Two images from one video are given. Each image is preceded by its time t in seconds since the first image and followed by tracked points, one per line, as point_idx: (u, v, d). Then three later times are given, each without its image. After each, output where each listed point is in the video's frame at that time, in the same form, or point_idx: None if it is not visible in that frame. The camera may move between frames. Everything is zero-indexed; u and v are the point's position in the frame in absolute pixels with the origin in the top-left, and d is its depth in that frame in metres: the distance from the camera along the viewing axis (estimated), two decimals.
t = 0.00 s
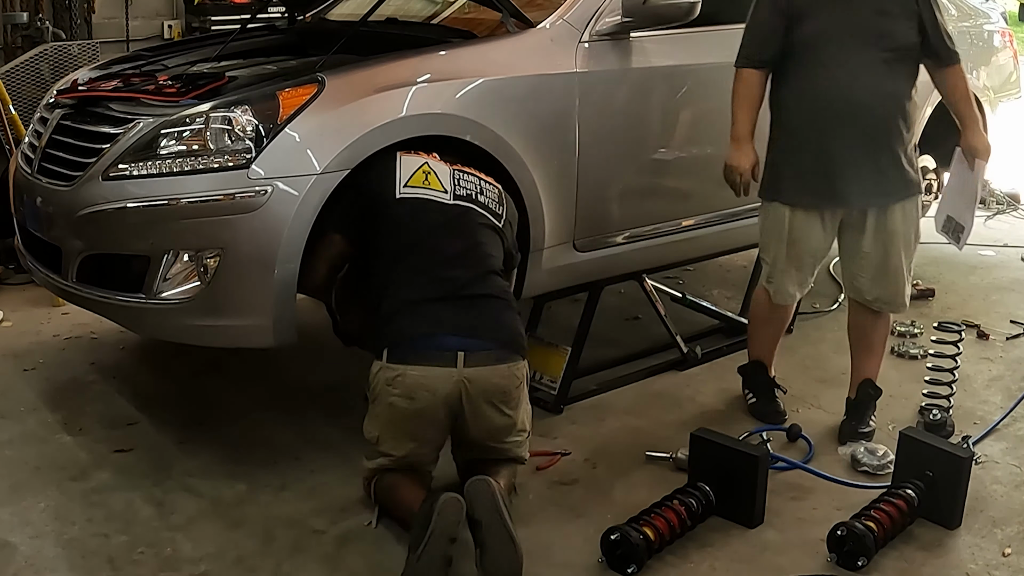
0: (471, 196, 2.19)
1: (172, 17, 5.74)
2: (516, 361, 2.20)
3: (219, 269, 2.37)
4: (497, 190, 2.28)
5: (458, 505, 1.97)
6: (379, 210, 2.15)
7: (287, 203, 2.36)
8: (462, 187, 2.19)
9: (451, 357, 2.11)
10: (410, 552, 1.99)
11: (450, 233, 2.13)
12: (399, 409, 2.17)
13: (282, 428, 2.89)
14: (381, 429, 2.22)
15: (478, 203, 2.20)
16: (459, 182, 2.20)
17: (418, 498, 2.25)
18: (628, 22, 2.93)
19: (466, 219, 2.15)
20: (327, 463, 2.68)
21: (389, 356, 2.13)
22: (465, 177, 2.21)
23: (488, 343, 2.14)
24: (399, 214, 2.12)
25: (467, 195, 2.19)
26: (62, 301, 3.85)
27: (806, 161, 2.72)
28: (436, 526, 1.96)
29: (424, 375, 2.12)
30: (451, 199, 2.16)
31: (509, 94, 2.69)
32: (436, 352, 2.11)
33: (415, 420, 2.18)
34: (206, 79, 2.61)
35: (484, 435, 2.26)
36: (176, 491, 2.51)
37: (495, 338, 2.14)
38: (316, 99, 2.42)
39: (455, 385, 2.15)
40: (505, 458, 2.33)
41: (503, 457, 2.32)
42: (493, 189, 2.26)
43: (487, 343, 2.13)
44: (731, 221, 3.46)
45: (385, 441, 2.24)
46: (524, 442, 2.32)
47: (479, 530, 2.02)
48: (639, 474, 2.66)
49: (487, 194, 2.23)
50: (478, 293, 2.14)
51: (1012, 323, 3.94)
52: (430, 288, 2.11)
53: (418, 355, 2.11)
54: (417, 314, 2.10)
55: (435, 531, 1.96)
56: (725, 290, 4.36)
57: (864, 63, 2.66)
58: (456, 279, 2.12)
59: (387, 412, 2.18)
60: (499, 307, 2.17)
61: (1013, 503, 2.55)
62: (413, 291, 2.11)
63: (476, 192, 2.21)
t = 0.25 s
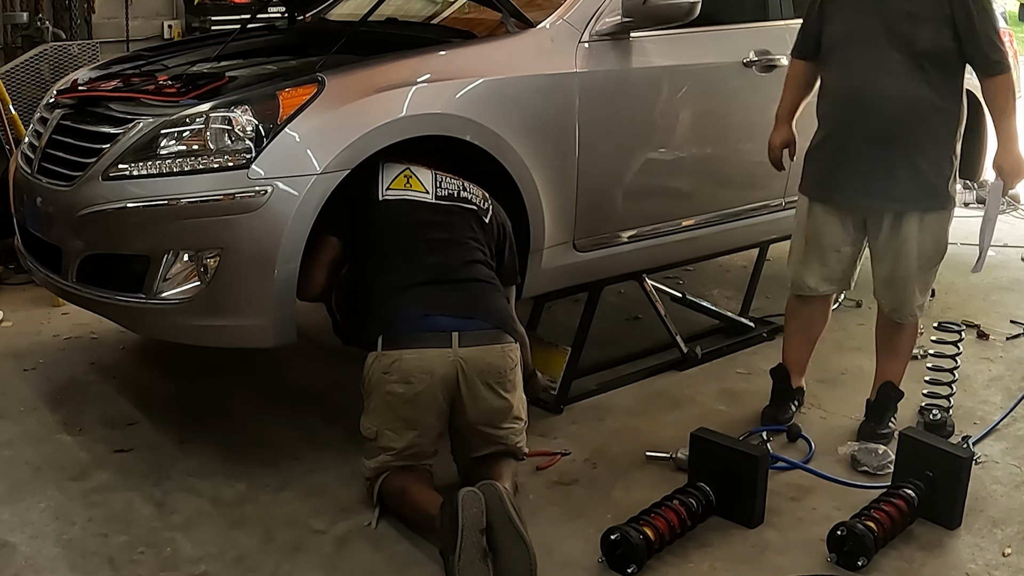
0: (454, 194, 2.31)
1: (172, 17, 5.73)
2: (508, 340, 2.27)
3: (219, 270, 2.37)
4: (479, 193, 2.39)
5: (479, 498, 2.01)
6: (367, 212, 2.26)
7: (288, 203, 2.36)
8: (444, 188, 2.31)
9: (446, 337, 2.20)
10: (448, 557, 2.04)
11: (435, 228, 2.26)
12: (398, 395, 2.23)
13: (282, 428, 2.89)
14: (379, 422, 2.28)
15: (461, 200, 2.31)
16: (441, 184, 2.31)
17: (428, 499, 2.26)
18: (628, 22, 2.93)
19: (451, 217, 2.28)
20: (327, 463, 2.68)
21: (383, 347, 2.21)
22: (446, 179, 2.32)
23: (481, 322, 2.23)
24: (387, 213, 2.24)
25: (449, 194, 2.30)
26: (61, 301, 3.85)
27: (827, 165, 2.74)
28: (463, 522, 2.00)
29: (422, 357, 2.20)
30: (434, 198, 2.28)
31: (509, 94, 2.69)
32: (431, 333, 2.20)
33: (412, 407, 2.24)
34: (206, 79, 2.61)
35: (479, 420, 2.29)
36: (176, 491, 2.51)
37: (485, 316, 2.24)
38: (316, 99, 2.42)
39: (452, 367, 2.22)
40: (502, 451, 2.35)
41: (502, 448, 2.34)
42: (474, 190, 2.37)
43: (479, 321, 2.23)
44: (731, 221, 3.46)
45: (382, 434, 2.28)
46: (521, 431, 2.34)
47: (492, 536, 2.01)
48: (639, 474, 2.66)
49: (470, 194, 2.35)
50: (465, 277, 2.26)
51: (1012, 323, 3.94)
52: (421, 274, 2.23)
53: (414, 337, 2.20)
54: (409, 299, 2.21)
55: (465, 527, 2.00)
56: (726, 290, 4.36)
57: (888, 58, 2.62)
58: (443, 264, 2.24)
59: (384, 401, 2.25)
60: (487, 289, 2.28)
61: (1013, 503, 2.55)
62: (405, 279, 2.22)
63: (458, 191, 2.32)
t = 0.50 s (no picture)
0: (465, 188, 2.28)
1: (172, 17, 5.73)
2: (509, 342, 2.27)
3: (219, 269, 2.37)
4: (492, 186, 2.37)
5: (466, 497, 1.98)
6: (374, 200, 2.24)
7: (288, 203, 2.36)
8: (456, 181, 2.28)
9: (445, 339, 2.20)
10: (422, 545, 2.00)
11: (440, 224, 2.23)
12: (399, 394, 2.23)
13: (282, 428, 2.89)
14: (380, 422, 2.28)
15: (471, 195, 2.29)
16: (453, 177, 2.28)
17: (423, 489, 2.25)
18: (628, 22, 2.93)
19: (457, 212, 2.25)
20: (327, 463, 2.68)
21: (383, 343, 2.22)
22: (459, 173, 2.29)
23: (481, 323, 2.22)
24: (394, 203, 2.22)
25: (461, 189, 2.27)
26: (61, 301, 3.85)
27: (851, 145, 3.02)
28: (446, 517, 1.97)
29: (423, 357, 2.20)
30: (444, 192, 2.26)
31: (510, 94, 2.69)
32: (431, 332, 2.19)
33: (415, 407, 2.25)
34: (206, 79, 2.61)
35: (481, 421, 2.29)
36: (176, 491, 2.51)
37: (486, 318, 2.22)
38: (316, 99, 2.42)
39: (454, 369, 2.22)
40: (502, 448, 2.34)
41: (501, 448, 2.34)
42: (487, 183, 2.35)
43: (479, 323, 2.22)
44: (731, 222, 3.46)
45: (384, 434, 2.29)
46: (521, 431, 2.34)
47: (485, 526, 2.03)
48: (639, 474, 2.66)
49: (482, 186, 2.33)
50: (467, 276, 2.24)
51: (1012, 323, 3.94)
52: (424, 267, 2.21)
53: (412, 336, 2.19)
54: (409, 296, 2.20)
55: (444, 523, 1.96)
56: (726, 290, 4.36)
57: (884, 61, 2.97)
58: (447, 260, 2.22)
59: (386, 400, 2.25)
60: (491, 291, 2.26)
61: (1013, 503, 2.55)
62: (409, 273, 2.21)
63: (470, 185, 2.30)
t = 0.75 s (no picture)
0: (519, 245, 2.02)
1: (172, 17, 5.73)
2: (524, 437, 2.13)
3: (219, 270, 2.37)
4: (560, 235, 2.09)
5: (464, 505, 1.99)
6: (418, 245, 2.05)
7: (288, 203, 2.36)
8: (512, 232, 2.01)
9: (454, 434, 2.05)
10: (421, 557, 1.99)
11: (486, 281, 2.01)
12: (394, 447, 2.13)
13: (282, 428, 2.89)
14: (376, 455, 2.19)
15: (525, 254, 2.03)
16: (510, 226, 2.01)
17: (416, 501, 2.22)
18: (628, 22, 2.93)
19: (508, 273, 2.02)
20: (327, 463, 2.68)
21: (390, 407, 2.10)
22: (520, 217, 2.02)
23: (494, 422, 2.06)
24: (439, 255, 2.01)
25: (513, 245, 2.02)
26: (61, 301, 3.85)
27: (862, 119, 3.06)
28: (444, 526, 1.97)
29: (423, 441, 2.08)
30: (493, 247, 2.01)
31: (510, 94, 2.69)
32: (440, 423, 2.04)
33: (408, 460, 2.14)
34: (206, 79, 2.61)
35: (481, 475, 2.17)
36: (176, 491, 2.51)
37: (506, 415, 2.06)
38: (316, 99, 2.42)
39: (454, 452, 2.09)
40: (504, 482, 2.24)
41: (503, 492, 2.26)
42: (554, 231, 2.07)
43: (495, 422, 2.06)
44: (731, 221, 3.46)
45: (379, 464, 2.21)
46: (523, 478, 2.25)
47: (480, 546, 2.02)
48: (639, 474, 2.66)
49: (543, 239, 2.05)
50: (497, 362, 2.03)
51: (1012, 323, 3.94)
52: (443, 346, 2.03)
53: (421, 421, 2.05)
54: (427, 374, 2.04)
55: (443, 532, 1.97)
56: (726, 290, 4.36)
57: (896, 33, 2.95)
58: (482, 323, 2.02)
59: (380, 444, 2.16)
60: (523, 385, 2.07)
61: (1013, 502, 2.55)
62: (427, 344, 2.04)
63: (528, 239, 2.03)
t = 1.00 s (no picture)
0: (464, 189, 2.18)
1: (172, 17, 5.73)
2: (514, 350, 2.20)
3: (219, 270, 2.37)
4: (491, 182, 2.27)
5: (469, 497, 1.99)
6: (375, 202, 2.13)
7: (288, 203, 2.36)
8: (455, 179, 2.18)
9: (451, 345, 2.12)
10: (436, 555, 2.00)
11: (442, 221, 2.11)
12: (400, 400, 2.18)
13: (283, 428, 2.89)
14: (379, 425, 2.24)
15: (471, 196, 2.18)
16: (451, 175, 2.18)
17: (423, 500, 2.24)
18: (628, 22, 2.93)
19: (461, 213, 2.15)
20: (327, 463, 2.68)
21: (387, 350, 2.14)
22: (459, 169, 2.19)
23: (485, 332, 2.13)
24: (393, 208, 2.12)
25: (462, 188, 2.18)
26: (61, 301, 3.85)
27: (810, 164, 2.66)
28: (451, 520, 1.97)
29: (426, 363, 2.13)
30: (444, 192, 2.14)
31: (510, 93, 2.69)
32: (435, 340, 2.11)
33: (415, 412, 2.20)
34: (206, 79, 2.61)
35: (482, 425, 2.26)
36: (176, 491, 2.51)
37: (495, 327, 2.14)
38: (316, 99, 2.42)
39: (454, 372, 2.15)
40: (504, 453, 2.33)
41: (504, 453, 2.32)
42: (486, 181, 2.25)
43: (487, 333, 2.14)
44: (731, 221, 3.46)
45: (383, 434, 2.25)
46: (524, 435, 2.32)
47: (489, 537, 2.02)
48: (639, 474, 2.66)
49: (483, 184, 2.23)
50: (477, 282, 2.13)
51: (1012, 323, 3.94)
52: (423, 280, 2.10)
53: (418, 345, 2.12)
54: (415, 303, 2.10)
55: (454, 526, 1.97)
56: (726, 289, 4.36)
57: (851, 74, 2.56)
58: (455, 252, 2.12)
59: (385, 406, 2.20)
60: (501, 304, 2.17)
61: (1012, 502, 2.55)
62: (411, 280, 2.10)
63: (469, 184, 2.19)
